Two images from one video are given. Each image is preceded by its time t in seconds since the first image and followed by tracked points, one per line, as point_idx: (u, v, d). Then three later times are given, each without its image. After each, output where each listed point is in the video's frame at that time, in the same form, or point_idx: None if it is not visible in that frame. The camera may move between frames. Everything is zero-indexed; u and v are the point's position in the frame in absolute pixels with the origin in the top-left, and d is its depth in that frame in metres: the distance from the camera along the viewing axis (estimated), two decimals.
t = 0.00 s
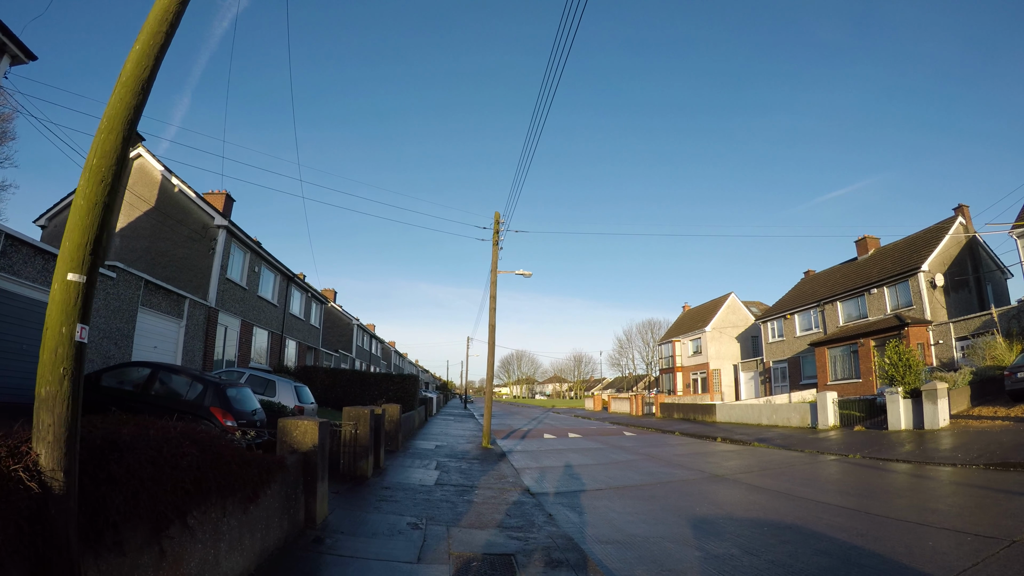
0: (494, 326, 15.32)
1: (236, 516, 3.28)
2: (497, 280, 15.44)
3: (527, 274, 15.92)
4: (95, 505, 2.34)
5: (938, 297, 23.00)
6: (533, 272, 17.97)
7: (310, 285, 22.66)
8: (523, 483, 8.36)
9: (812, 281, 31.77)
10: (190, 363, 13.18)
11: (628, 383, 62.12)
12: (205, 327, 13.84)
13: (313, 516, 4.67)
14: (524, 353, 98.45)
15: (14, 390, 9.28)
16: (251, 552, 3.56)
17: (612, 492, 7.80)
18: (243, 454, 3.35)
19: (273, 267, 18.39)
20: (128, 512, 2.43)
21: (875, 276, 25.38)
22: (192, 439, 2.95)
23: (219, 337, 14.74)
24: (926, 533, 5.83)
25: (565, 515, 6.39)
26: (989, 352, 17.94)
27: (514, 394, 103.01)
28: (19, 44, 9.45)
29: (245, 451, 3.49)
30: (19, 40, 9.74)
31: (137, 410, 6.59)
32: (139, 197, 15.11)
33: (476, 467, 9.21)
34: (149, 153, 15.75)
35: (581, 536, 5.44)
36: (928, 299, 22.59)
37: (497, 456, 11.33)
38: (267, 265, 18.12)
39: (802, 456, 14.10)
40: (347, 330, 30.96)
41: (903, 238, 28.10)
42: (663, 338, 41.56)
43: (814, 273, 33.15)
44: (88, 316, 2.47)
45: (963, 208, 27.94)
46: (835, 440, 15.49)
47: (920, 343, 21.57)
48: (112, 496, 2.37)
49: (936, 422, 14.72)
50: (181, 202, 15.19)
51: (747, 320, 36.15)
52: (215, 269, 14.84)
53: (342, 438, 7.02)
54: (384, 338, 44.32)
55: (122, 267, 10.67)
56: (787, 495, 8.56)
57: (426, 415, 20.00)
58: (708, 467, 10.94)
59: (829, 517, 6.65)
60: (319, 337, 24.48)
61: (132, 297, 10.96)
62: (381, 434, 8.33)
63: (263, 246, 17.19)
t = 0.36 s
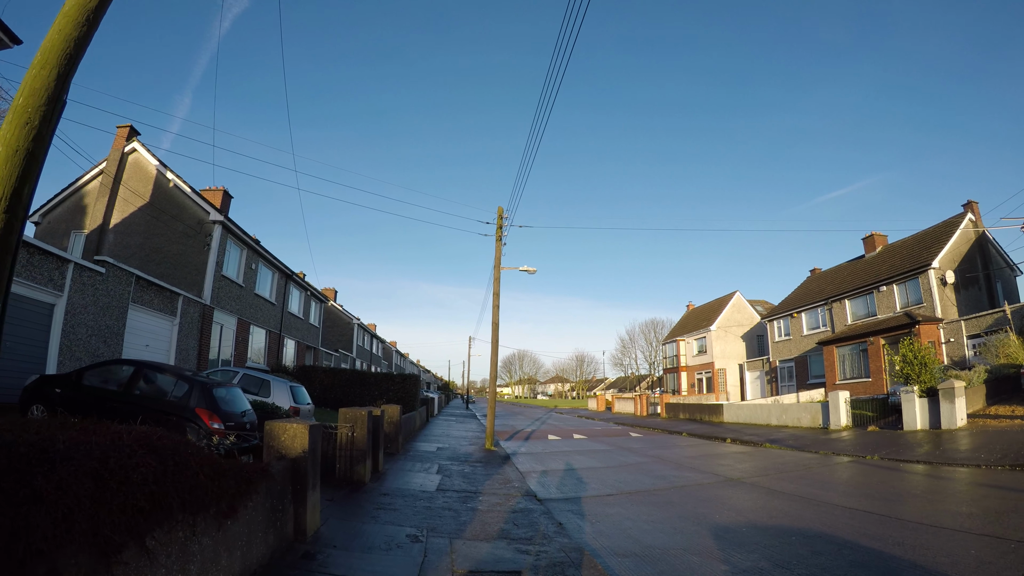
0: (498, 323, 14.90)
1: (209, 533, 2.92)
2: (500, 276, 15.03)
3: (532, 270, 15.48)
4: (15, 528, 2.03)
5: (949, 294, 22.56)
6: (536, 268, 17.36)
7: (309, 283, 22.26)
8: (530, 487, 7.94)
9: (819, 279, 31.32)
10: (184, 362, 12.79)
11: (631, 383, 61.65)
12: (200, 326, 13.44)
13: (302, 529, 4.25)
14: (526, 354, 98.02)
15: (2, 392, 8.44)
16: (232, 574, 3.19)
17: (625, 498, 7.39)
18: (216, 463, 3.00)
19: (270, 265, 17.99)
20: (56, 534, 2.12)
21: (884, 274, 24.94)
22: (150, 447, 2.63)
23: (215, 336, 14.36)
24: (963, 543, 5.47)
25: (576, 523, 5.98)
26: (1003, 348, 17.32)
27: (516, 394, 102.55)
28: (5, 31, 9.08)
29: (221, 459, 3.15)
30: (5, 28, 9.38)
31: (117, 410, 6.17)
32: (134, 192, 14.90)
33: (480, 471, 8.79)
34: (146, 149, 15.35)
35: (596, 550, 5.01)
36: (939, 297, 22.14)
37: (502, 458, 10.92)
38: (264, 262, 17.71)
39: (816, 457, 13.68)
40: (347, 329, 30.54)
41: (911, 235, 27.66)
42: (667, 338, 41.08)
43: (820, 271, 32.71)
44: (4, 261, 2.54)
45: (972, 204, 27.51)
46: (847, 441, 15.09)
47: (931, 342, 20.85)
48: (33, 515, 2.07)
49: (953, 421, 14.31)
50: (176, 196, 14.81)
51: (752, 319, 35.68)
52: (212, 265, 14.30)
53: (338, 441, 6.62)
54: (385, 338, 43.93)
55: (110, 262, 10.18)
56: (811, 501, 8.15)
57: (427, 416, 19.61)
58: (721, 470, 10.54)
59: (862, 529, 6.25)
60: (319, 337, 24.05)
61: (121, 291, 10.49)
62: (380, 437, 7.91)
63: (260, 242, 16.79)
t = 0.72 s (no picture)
0: (503, 319, 14.49)
1: (175, 552, 2.54)
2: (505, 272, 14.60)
3: (537, 265, 15.06)
4: None
5: (961, 291, 22.07)
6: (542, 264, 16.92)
7: (309, 281, 21.86)
8: (538, 491, 7.51)
9: (826, 276, 30.84)
10: (179, 361, 12.40)
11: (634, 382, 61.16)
12: (195, 324, 13.05)
13: (291, 541, 3.85)
14: (528, 353, 97.65)
15: None
16: None
17: (640, 503, 6.97)
18: (184, 470, 2.64)
19: (269, 262, 17.60)
20: None
21: (894, 270, 24.45)
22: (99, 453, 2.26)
23: (211, 334, 13.98)
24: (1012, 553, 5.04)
25: (590, 532, 5.56)
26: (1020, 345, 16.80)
27: (519, 394, 102.10)
28: None
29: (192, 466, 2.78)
30: None
31: (97, 410, 5.74)
32: (129, 186, 14.54)
33: (486, 474, 8.38)
34: (141, 142, 14.95)
35: (614, 562, 4.59)
36: (951, 293, 21.65)
37: (507, 460, 10.51)
38: (262, 259, 17.32)
39: (831, 458, 13.25)
40: (349, 328, 30.15)
41: (920, 231, 27.17)
42: (673, 337, 40.62)
43: (827, 268, 32.25)
44: None
45: (982, 199, 27.02)
46: (862, 441, 14.64)
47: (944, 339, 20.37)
48: None
49: (972, 420, 13.86)
50: (171, 190, 14.40)
51: (759, 317, 35.22)
52: (207, 260, 13.82)
53: (333, 443, 6.22)
54: (387, 338, 43.60)
55: (100, 256, 9.79)
56: (835, 505, 7.71)
57: (429, 417, 19.21)
58: (736, 472, 10.12)
59: (899, 539, 5.82)
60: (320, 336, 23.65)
61: (112, 287, 10.10)
62: (380, 439, 7.50)
63: (259, 239, 16.40)
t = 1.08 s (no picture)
0: (515, 317, 14.03)
1: None
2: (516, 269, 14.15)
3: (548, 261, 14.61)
4: None
5: (983, 286, 21.33)
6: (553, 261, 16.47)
7: (317, 281, 21.55)
8: (556, 498, 7.06)
9: (842, 273, 30.14)
10: (182, 362, 12.07)
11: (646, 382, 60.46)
12: (199, 324, 12.72)
13: (289, 560, 3.44)
14: (538, 354, 97.16)
15: None
16: None
17: (666, 511, 6.50)
18: (148, 489, 2.35)
19: (275, 261, 17.28)
20: None
21: (914, 265, 23.75)
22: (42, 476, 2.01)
23: (216, 334, 13.66)
24: None
25: (616, 544, 5.11)
26: None
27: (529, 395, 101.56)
28: None
29: (163, 483, 2.49)
30: None
31: (85, 413, 5.36)
32: (131, 184, 14.28)
33: (500, 479, 7.94)
34: (144, 140, 14.65)
35: None
36: (972, 288, 20.93)
37: (521, 464, 10.07)
38: (268, 258, 16.99)
39: (857, 459, 12.67)
40: (358, 329, 29.84)
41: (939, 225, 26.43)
42: (685, 335, 40.00)
43: (843, 265, 31.57)
44: None
45: (1002, 192, 26.26)
46: (888, 441, 14.05)
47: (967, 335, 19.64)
48: None
49: (1003, 418, 13.25)
50: (174, 188, 14.08)
51: (774, 315, 34.55)
52: (211, 259, 13.51)
53: (339, 448, 5.81)
54: (396, 339, 43.32)
55: (99, 254, 9.47)
56: (873, 510, 7.19)
57: (439, 418, 18.81)
58: (761, 474, 9.61)
59: (953, 548, 5.31)
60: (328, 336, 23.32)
61: (111, 285, 9.78)
62: (389, 443, 7.09)
63: (265, 237, 16.08)
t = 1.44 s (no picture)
0: (521, 314, 13.61)
1: None
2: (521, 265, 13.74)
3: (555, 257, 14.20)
4: None
5: (995, 283, 20.84)
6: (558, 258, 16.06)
7: (318, 279, 21.17)
8: (569, 505, 6.65)
9: (851, 271, 29.66)
10: (177, 362, 11.71)
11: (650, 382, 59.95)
12: (194, 322, 12.35)
13: None
14: (541, 353, 96.71)
15: None
16: None
17: (685, 518, 6.10)
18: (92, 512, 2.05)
19: (275, 258, 16.90)
20: None
21: (924, 262, 23.27)
22: None
23: (213, 332, 13.29)
24: None
25: (637, 557, 4.70)
26: None
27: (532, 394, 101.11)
28: None
29: (122, 502, 2.19)
30: None
31: (62, 416, 4.94)
32: (127, 179, 13.91)
33: (508, 484, 7.54)
34: (141, 135, 14.30)
35: None
36: (985, 285, 20.45)
37: (528, 467, 9.66)
38: (267, 255, 16.61)
39: (875, 460, 12.24)
40: (359, 328, 29.46)
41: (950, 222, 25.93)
42: (691, 334, 39.54)
43: (851, 263, 31.09)
44: None
45: (1013, 187, 25.75)
46: (906, 442, 13.59)
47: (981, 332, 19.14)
48: None
49: None
50: (170, 183, 13.71)
51: (781, 313, 34.08)
52: (207, 255, 13.12)
53: (337, 453, 5.42)
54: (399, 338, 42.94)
55: (89, 249, 9.10)
56: (905, 516, 6.74)
57: (442, 419, 18.42)
58: (779, 478, 9.19)
59: (1005, 558, 4.86)
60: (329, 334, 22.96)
61: (102, 281, 9.40)
62: (391, 446, 6.69)
63: (264, 234, 15.70)
